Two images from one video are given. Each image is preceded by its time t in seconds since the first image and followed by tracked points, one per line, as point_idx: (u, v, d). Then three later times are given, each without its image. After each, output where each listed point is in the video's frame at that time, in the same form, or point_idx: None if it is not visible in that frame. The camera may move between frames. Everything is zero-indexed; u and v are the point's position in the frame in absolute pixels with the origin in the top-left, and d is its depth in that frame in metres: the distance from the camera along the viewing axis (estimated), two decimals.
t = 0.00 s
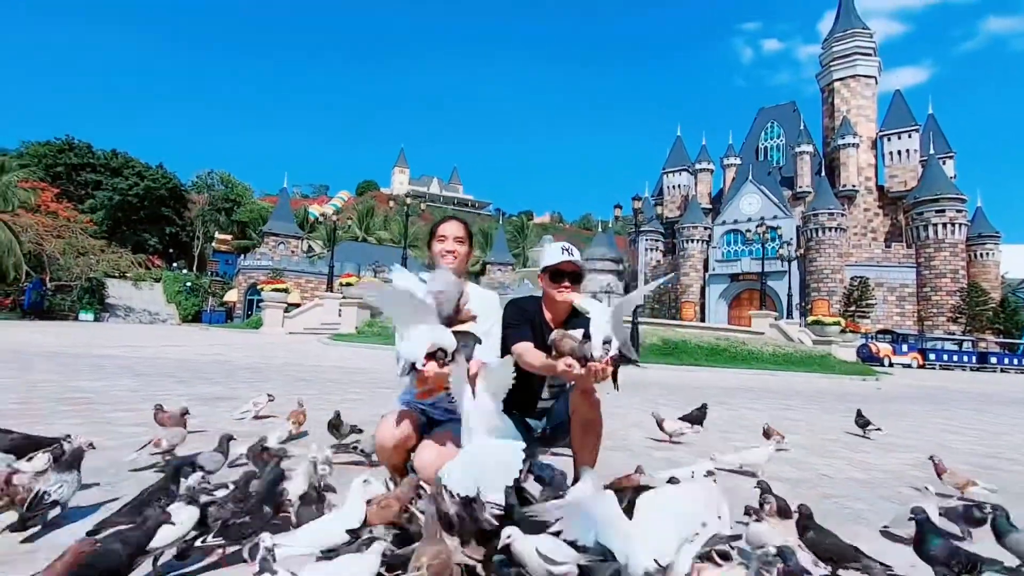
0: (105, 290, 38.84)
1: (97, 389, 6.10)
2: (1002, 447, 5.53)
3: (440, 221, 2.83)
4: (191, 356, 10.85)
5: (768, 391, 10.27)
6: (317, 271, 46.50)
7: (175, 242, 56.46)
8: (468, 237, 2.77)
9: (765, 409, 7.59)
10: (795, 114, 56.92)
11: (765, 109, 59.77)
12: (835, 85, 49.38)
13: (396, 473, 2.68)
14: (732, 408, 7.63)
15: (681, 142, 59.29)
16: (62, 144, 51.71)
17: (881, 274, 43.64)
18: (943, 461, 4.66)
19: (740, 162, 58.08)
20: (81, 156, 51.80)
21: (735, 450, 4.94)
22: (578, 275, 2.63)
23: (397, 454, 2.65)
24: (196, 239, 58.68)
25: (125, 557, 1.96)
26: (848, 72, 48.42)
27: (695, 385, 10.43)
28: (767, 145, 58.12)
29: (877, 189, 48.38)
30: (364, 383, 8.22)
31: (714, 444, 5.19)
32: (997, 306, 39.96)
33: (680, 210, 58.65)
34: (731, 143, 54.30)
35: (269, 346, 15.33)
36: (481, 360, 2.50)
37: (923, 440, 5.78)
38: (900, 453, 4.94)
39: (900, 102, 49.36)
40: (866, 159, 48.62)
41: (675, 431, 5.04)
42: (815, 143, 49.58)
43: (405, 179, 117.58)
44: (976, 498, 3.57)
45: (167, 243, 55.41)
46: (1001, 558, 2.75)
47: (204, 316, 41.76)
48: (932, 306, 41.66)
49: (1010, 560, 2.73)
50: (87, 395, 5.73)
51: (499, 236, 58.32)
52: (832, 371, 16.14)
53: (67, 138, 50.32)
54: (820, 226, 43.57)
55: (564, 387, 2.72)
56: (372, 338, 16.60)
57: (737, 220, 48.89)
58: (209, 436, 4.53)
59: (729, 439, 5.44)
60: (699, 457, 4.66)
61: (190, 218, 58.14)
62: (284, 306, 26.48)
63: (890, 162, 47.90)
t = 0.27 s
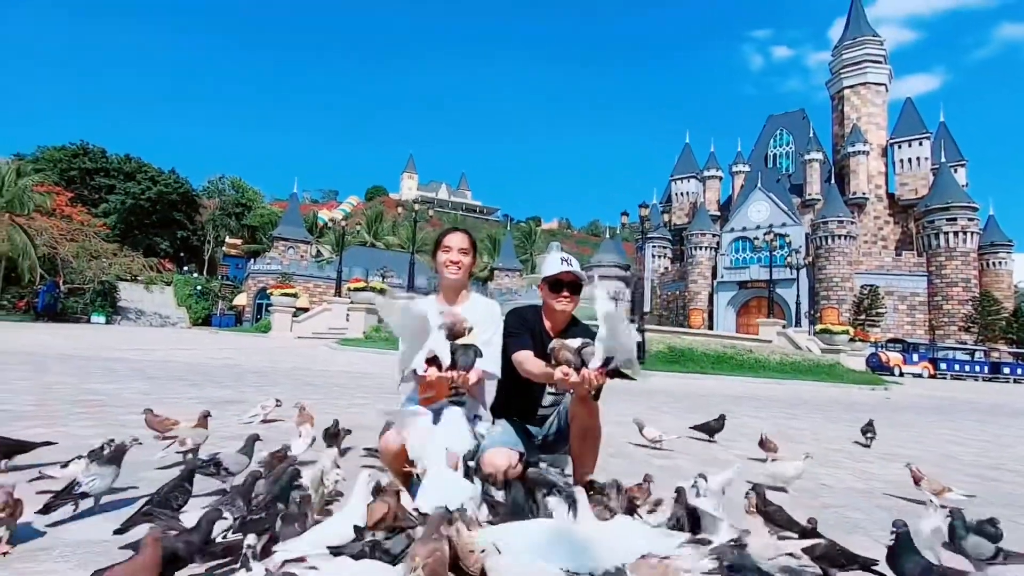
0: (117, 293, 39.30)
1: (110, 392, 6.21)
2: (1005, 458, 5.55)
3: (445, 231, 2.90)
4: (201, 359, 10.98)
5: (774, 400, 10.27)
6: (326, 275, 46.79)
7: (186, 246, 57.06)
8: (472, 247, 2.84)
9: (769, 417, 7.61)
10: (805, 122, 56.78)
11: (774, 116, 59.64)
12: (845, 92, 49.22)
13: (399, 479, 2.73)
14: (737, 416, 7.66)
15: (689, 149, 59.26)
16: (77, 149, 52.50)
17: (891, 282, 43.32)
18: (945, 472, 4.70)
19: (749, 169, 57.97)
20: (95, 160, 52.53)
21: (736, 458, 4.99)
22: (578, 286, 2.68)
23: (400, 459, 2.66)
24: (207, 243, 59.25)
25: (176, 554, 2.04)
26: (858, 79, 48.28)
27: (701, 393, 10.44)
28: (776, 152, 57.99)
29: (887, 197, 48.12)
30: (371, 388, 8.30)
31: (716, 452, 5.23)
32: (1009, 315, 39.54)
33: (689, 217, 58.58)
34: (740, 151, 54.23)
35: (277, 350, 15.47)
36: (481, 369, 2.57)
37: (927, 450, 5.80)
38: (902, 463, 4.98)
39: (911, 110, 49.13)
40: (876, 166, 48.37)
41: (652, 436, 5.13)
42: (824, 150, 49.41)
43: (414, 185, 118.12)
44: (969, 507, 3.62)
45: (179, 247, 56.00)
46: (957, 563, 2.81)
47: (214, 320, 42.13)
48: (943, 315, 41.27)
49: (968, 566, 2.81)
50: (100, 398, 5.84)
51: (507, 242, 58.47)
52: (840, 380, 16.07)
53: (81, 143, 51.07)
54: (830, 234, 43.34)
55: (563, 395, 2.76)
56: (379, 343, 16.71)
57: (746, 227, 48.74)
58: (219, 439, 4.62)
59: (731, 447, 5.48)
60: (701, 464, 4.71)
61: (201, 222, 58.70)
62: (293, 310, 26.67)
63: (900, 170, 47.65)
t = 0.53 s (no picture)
0: (129, 295, 39.73)
1: (121, 395, 6.31)
2: (1013, 467, 5.51)
3: (446, 243, 2.94)
4: (210, 363, 11.09)
5: (781, 405, 10.25)
6: (334, 278, 47.04)
7: (197, 249, 57.62)
8: (474, 259, 2.88)
9: (774, 423, 7.61)
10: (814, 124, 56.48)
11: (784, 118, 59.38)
12: (855, 94, 48.93)
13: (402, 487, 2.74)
14: (741, 422, 7.65)
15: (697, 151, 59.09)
16: (90, 152, 53.16)
17: (902, 286, 42.94)
18: (950, 481, 4.68)
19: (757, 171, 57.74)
20: (108, 164, 53.16)
21: (737, 466, 5.02)
22: (576, 297, 2.74)
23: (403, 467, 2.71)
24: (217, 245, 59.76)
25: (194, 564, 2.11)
26: (868, 81, 47.96)
27: (707, 398, 10.41)
28: (785, 154, 57.72)
29: (898, 199, 47.75)
30: (377, 392, 8.37)
31: (718, 459, 5.26)
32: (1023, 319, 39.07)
33: (697, 220, 58.43)
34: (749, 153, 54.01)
35: (286, 353, 15.58)
36: (480, 380, 2.62)
37: (931, 458, 5.79)
38: (906, 472, 4.99)
39: (922, 111, 48.74)
40: (887, 169, 48.01)
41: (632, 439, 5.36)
42: (834, 153, 49.13)
43: (422, 187, 118.51)
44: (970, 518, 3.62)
45: (189, 249, 56.53)
46: (934, 570, 2.74)
47: (224, 322, 42.51)
48: (955, 319, 40.82)
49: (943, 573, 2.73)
50: (111, 401, 5.94)
51: (515, 245, 58.56)
52: (848, 385, 15.97)
53: (94, 147, 51.70)
54: (840, 237, 43.04)
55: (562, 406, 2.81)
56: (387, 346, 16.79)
57: (755, 230, 48.52)
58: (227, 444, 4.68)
59: (733, 454, 5.50)
60: (701, 471, 4.76)
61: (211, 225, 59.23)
62: (301, 313, 26.85)
63: (911, 172, 47.28)
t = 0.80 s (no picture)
0: (131, 295, 39.84)
1: (123, 398, 6.34)
2: (1011, 467, 5.53)
3: (440, 249, 2.96)
4: (211, 364, 11.13)
5: (781, 403, 10.26)
6: (336, 277, 47.09)
7: (199, 248, 57.74)
8: (467, 265, 2.91)
9: (773, 423, 7.62)
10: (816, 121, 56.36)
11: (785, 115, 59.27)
12: (857, 91, 48.80)
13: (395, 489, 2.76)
14: (741, 421, 7.66)
15: (699, 149, 59.03)
16: (92, 153, 53.29)
17: (904, 283, 42.86)
18: (947, 481, 4.70)
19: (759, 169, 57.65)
20: (110, 164, 53.28)
21: (736, 467, 5.03)
22: (567, 302, 2.78)
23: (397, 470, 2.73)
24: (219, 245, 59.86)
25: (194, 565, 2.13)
26: (870, 77, 47.84)
27: (707, 397, 10.42)
28: (787, 151, 57.62)
29: (900, 196, 47.64)
30: (377, 392, 8.40)
31: (716, 460, 5.27)
32: None
33: (698, 217, 58.37)
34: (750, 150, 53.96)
35: (287, 353, 15.62)
36: (471, 382, 2.66)
37: (929, 458, 5.80)
38: (903, 472, 5.00)
39: (924, 108, 48.60)
40: (889, 165, 47.89)
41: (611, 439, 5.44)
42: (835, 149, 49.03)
43: (424, 186, 118.52)
44: (964, 520, 3.66)
45: (192, 249, 56.66)
46: None
47: (226, 322, 42.61)
48: (958, 316, 40.71)
49: None
50: (112, 404, 5.96)
51: (516, 243, 58.58)
52: (849, 383, 15.99)
53: (95, 147, 51.82)
54: (841, 234, 42.96)
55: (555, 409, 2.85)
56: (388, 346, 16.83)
57: (756, 227, 48.45)
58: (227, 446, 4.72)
59: (731, 454, 5.51)
60: (699, 472, 4.77)
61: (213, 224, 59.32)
62: (303, 312, 26.90)
63: (913, 169, 47.16)
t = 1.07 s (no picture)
0: (126, 294, 39.74)
1: (118, 398, 6.36)
2: (998, 463, 5.59)
3: (428, 254, 3.01)
4: (206, 363, 11.14)
5: (774, 401, 10.34)
6: (332, 275, 47.02)
7: (194, 246, 57.59)
8: (454, 271, 2.97)
9: (766, 420, 7.68)
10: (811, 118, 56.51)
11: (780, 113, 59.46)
12: (852, 88, 48.92)
13: (386, 489, 2.82)
14: (734, 419, 7.72)
15: (694, 146, 59.14)
16: (85, 151, 53.05)
17: (898, 280, 43.07)
18: (934, 478, 4.76)
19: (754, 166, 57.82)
20: (104, 162, 53.06)
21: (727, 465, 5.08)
22: (556, 304, 2.83)
23: (389, 470, 2.78)
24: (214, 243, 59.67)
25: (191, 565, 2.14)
26: (865, 75, 47.98)
27: (701, 395, 10.47)
28: (782, 149, 57.77)
29: (894, 193, 47.84)
30: (372, 392, 8.43)
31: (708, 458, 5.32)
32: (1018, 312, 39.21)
33: (694, 215, 58.51)
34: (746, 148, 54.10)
35: (282, 352, 15.61)
36: (458, 382, 2.72)
37: (919, 454, 5.84)
38: (892, 468, 5.06)
39: (919, 105, 48.76)
40: (883, 163, 48.06)
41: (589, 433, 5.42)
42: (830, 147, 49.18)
43: (420, 184, 118.42)
44: (945, 515, 3.74)
45: (187, 248, 56.50)
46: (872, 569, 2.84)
47: (222, 321, 42.56)
48: (951, 312, 40.89)
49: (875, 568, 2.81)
50: (107, 405, 5.98)
51: (512, 241, 58.62)
52: (842, 380, 16.09)
53: (89, 145, 51.60)
54: (836, 231, 43.11)
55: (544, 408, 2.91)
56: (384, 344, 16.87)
57: (752, 225, 48.59)
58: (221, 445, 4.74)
59: (721, 453, 5.56)
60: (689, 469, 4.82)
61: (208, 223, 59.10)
62: (299, 311, 26.88)
63: (908, 166, 47.35)
